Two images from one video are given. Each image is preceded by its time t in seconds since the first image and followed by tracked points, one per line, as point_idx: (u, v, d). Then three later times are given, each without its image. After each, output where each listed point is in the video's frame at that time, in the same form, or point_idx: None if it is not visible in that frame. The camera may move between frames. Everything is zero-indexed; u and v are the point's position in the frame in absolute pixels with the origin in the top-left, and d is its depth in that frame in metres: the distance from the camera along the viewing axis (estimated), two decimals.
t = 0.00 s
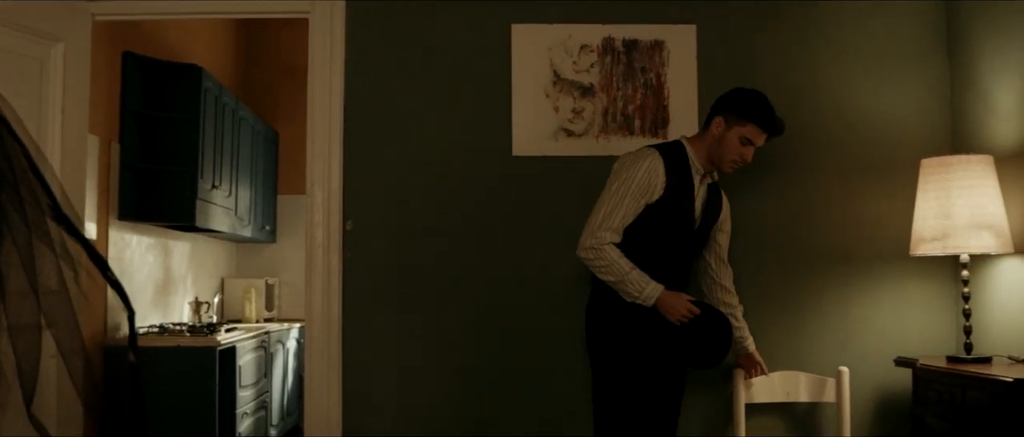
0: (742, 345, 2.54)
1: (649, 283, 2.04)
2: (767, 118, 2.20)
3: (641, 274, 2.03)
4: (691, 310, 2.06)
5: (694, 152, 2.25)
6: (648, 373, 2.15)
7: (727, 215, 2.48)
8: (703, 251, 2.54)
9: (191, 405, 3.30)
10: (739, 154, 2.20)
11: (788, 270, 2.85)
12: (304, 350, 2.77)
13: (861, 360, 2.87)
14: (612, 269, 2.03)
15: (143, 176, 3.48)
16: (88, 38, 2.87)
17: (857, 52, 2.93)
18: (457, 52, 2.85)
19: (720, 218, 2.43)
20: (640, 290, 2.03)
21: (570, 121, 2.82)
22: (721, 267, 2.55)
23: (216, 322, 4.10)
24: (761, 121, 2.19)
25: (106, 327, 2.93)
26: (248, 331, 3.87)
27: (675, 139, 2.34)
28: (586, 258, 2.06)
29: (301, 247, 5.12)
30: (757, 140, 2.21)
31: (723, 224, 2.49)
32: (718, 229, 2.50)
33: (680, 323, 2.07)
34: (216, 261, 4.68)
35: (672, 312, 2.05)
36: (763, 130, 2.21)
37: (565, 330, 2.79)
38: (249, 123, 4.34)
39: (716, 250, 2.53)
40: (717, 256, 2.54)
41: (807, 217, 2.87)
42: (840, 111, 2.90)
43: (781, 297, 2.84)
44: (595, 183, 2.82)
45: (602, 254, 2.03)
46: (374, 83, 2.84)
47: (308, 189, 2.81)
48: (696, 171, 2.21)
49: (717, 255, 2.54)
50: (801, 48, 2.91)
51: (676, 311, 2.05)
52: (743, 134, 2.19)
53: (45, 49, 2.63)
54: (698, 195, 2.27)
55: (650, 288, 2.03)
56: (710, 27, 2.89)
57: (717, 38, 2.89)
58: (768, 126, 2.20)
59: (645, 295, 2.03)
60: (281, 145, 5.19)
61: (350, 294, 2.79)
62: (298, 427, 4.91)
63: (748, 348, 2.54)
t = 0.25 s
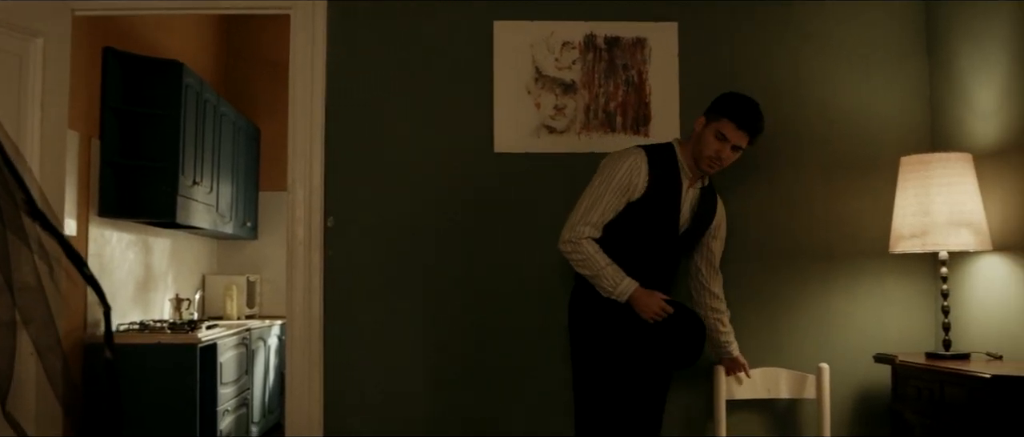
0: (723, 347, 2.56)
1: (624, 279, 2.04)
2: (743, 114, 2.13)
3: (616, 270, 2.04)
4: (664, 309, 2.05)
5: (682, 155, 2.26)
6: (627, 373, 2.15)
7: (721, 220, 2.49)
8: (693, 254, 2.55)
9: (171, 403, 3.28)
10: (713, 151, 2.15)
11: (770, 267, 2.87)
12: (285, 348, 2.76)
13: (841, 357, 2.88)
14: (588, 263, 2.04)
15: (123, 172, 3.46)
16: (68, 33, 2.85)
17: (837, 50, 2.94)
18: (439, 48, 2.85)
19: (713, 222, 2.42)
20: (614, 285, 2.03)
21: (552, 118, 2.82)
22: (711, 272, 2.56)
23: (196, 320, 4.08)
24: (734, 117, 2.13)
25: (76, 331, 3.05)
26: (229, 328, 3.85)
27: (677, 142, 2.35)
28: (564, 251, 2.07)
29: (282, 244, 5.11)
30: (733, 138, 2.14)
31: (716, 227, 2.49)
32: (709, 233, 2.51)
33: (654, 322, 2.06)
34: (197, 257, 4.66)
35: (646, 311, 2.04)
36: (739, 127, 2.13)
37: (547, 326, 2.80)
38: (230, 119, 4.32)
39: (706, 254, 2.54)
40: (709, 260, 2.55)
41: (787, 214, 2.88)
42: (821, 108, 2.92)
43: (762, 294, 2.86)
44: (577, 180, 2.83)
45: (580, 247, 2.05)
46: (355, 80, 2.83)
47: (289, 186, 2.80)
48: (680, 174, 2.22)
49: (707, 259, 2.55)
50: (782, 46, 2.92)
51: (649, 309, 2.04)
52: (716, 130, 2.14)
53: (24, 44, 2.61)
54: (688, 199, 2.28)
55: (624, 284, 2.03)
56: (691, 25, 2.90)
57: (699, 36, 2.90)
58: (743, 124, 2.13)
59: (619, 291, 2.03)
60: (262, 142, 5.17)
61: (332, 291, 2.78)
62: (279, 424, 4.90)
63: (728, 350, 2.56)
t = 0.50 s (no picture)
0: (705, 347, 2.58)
1: (605, 278, 2.04)
2: (720, 110, 2.13)
3: (596, 270, 2.05)
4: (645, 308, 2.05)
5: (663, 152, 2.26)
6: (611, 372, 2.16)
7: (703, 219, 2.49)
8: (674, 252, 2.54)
9: (152, 401, 3.27)
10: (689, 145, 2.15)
11: (750, 265, 2.88)
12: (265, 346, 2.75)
13: (821, 355, 2.90)
14: (569, 262, 2.05)
15: (103, 168, 3.44)
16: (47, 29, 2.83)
17: (817, 49, 2.96)
18: (421, 45, 2.85)
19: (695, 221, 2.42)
20: (594, 285, 2.04)
21: (533, 115, 2.83)
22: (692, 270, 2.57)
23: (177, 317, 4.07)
24: (711, 112, 2.14)
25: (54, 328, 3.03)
26: (210, 325, 3.84)
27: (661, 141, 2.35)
28: (546, 250, 2.08)
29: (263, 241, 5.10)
30: (708, 133, 2.14)
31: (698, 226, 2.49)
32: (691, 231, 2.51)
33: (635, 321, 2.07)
34: (177, 255, 4.65)
35: (626, 310, 2.05)
36: (715, 122, 2.14)
37: (529, 324, 2.80)
38: (211, 115, 4.30)
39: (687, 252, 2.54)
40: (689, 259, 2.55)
41: (768, 212, 2.90)
42: (801, 107, 2.93)
43: (743, 292, 2.87)
44: (558, 178, 2.83)
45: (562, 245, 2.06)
46: (337, 77, 2.82)
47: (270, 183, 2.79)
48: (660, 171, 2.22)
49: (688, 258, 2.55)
50: (763, 44, 2.94)
51: (629, 308, 2.05)
52: (693, 124, 2.15)
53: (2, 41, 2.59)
54: (668, 197, 2.28)
55: (604, 283, 2.04)
56: (673, 23, 2.91)
57: (680, 34, 2.91)
58: (719, 119, 2.14)
59: (599, 291, 2.04)
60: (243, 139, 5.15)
61: (313, 289, 2.77)
62: (261, 422, 4.89)
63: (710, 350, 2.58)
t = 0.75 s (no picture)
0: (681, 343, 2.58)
1: (589, 274, 2.04)
2: (698, 103, 2.16)
3: (581, 266, 2.04)
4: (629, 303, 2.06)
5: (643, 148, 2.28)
6: (593, 368, 2.16)
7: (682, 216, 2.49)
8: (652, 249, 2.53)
9: (131, 399, 3.25)
10: (668, 138, 2.17)
11: (730, 262, 2.89)
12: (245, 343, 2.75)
13: (800, 351, 2.92)
14: (553, 258, 2.04)
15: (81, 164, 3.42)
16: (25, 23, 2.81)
17: (797, 47, 2.97)
18: (403, 42, 2.84)
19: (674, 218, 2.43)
20: (578, 281, 2.04)
21: (514, 112, 2.83)
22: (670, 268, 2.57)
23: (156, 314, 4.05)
24: (689, 104, 2.16)
25: (31, 325, 3.02)
26: (189, 322, 3.82)
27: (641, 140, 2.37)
28: (529, 246, 2.07)
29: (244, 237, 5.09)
30: (687, 125, 2.16)
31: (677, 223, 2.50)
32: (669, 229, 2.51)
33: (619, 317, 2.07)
34: (157, 252, 4.62)
35: (610, 306, 2.05)
36: (693, 115, 2.16)
37: (509, 321, 2.81)
38: (191, 111, 4.27)
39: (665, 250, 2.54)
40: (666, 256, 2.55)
41: (748, 210, 2.91)
42: (780, 104, 2.95)
43: (723, 289, 2.88)
44: (540, 175, 2.83)
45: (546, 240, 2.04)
46: (318, 73, 2.81)
47: (250, 179, 2.78)
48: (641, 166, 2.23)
49: (665, 255, 2.55)
50: (744, 42, 2.95)
51: (613, 304, 2.05)
52: (671, 117, 2.17)
53: None
54: (649, 193, 2.29)
55: (589, 280, 2.04)
56: (653, 20, 2.91)
57: (661, 32, 2.91)
58: (697, 112, 2.16)
59: (583, 287, 2.04)
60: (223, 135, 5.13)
61: (293, 285, 2.77)
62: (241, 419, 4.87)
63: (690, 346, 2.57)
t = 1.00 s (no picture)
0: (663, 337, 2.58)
1: (576, 271, 2.05)
2: (685, 101, 2.16)
3: (568, 263, 2.05)
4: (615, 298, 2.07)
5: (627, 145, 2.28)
6: (577, 365, 2.16)
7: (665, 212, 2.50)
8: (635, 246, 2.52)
9: (113, 397, 3.24)
10: (657, 138, 2.18)
11: (713, 259, 2.90)
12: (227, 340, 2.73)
13: (783, 347, 2.93)
14: (540, 256, 2.04)
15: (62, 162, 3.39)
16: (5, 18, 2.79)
17: (779, 45, 2.98)
18: (386, 38, 2.83)
19: (657, 215, 2.43)
20: (565, 278, 2.04)
21: (497, 109, 2.83)
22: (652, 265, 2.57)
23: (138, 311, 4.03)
24: (677, 103, 2.16)
25: (13, 320, 3.02)
26: (172, 319, 3.81)
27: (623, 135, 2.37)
28: (515, 244, 2.07)
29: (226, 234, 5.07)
30: (675, 124, 2.17)
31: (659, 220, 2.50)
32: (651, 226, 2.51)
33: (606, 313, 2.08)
34: (139, 248, 4.60)
35: (597, 303, 2.06)
36: (681, 113, 2.17)
37: (493, 318, 2.81)
38: (173, 108, 4.25)
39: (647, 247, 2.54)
40: (649, 253, 2.55)
41: (731, 207, 2.92)
42: (763, 102, 2.96)
43: (706, 286, 2.89)
44: (523, 171, 2.83)
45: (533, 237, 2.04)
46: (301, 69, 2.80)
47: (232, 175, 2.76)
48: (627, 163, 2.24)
49: (648, 252, 2.54)
50: (726, 39, 2.95)
51: (600, 301, 2.06)
52: (659, 117, 2.17)
53: None
54: (635, 188, 2.30)
55: (576, 276, 2.04)
56: (636, 17, 2.92)
57: (644, 29, 2.92)
58: (684, 110, 2.17)
59: (571, 284, 2.04)
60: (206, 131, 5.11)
61: (276, 282, 2.76)
62: (224, 416, 4.86)
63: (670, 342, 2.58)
